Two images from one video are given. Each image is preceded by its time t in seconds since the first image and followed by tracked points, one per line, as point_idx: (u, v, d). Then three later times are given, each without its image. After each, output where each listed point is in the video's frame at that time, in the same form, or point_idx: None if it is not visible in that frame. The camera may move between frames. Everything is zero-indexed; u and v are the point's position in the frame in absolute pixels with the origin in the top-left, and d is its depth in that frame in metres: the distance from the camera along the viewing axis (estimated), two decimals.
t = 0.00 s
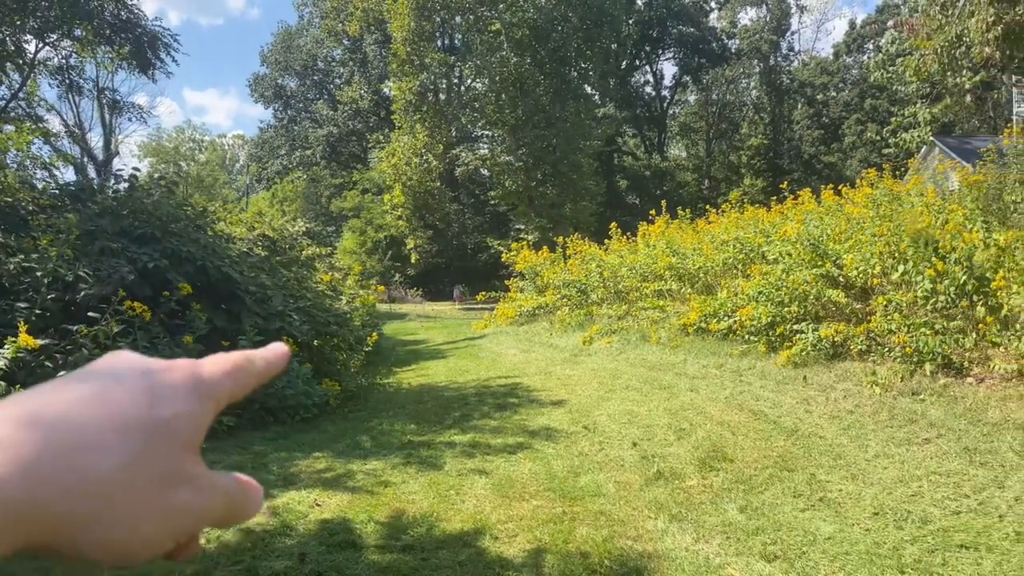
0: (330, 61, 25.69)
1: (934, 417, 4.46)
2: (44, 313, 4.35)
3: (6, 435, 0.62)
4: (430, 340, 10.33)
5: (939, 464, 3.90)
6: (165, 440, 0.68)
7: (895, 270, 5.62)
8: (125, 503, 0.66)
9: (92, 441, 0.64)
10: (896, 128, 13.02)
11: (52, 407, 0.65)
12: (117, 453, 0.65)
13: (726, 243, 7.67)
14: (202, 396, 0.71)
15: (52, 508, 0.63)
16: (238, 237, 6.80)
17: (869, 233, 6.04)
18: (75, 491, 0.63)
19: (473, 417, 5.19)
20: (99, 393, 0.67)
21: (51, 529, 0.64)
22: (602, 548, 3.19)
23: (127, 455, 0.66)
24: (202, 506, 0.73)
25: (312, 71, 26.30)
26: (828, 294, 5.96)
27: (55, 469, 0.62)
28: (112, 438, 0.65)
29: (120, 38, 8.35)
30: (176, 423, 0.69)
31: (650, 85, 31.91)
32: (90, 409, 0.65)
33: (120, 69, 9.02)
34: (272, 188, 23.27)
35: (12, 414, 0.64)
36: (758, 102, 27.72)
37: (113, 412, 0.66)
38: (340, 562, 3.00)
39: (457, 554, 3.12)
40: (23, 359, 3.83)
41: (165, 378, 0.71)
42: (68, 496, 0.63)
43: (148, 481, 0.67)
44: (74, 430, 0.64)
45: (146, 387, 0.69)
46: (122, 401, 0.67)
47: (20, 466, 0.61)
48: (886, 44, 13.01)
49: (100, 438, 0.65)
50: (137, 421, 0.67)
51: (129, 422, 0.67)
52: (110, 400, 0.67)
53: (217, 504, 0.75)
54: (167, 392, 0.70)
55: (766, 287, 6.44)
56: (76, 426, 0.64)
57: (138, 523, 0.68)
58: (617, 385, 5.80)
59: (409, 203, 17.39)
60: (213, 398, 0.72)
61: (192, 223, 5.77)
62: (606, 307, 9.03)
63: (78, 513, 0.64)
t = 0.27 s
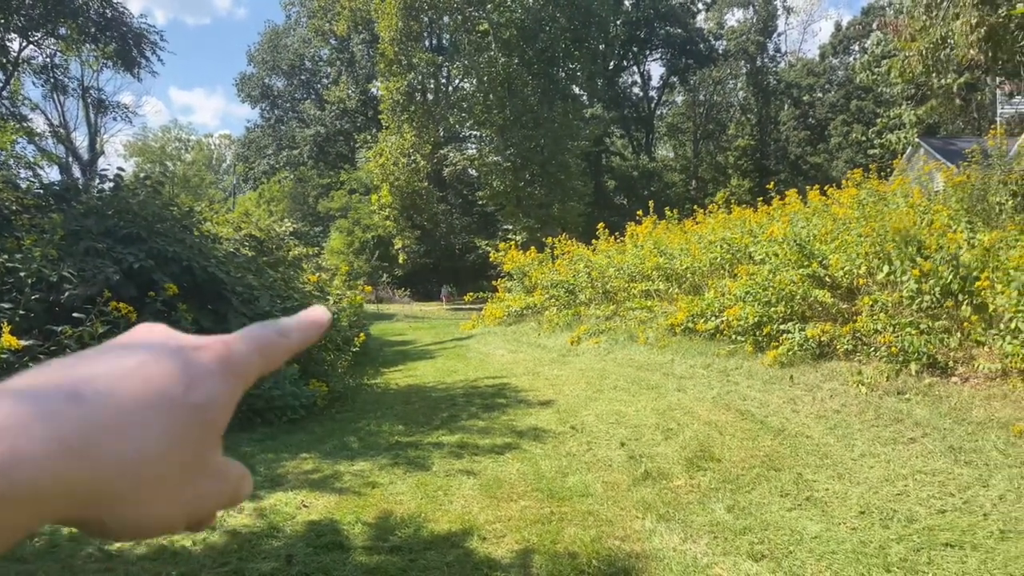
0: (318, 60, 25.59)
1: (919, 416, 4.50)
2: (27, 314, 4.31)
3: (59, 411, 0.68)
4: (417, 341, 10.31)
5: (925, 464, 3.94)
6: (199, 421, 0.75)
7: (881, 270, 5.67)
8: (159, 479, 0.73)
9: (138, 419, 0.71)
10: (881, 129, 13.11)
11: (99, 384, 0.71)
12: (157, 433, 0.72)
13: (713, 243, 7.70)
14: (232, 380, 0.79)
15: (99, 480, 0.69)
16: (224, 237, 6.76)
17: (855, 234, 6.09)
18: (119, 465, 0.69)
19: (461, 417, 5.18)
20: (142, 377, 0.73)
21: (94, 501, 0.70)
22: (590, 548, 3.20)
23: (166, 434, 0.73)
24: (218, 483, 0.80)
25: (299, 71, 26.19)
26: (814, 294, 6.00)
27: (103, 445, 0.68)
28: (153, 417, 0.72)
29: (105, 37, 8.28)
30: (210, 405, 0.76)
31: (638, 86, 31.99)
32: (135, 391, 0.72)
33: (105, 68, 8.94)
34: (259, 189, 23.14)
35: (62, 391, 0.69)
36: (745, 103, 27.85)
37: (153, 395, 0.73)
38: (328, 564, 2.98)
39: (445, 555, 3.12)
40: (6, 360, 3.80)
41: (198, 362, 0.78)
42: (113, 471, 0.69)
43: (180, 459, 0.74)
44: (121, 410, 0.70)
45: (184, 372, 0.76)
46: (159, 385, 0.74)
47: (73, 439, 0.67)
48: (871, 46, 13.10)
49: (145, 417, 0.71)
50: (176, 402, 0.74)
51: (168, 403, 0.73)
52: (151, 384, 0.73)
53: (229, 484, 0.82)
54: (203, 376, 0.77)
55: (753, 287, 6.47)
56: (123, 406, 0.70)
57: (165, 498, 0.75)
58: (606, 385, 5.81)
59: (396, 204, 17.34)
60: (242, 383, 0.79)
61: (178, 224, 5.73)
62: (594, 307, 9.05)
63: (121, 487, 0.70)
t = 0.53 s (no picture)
0: (306, 60, 25.50)
1: (905, 415, 4.54)
2: (12, 313, 4.29)
3: (110, 354, 0.67)
4: (406, 341, 10.29)
5: (910, 462, 3.98)
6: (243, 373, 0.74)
7: (867, 270, 5.70)
8: (203, 435, 0.72)
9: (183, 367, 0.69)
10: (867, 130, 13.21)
11: (146, 331, 0.70)
12: (201, 380, 0.70)
13: (700, 243, 7.74)
14: (276, 331, 0.77)
15: (141, 425, 0.67)
16: (211, 236, 6.73)
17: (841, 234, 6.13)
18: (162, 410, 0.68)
19: (449, 417, 5.18)
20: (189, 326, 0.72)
21: (135, 448, 0.68)
22: (579, 547, 3.21)
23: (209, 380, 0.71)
24: (259, 441, 0.77)
25: (286, 71, 26.08)
26: (801, 293, 6.04)
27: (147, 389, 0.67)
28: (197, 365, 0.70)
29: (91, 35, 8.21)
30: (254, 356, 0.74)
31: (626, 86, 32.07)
32: (178, 337, 0.71)
33: (91, 66, 8.87)
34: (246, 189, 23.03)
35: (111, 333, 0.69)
36: (732, 105, 27.98)
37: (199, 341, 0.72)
38: (316, 564, 2.97)
39: (433, 554, 3.11)
40: None
41: (240, 316, 0.76)
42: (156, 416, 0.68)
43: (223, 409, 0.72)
44: (167, 353, 0.69)
45: (226, 321, 0.74)
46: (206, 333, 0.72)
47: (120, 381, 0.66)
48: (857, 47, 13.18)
49: (189, 364, 0.70)
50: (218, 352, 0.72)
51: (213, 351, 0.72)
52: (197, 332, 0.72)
53: (268, 445, 0.80)
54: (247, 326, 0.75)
55: (740, 286, 6.50)
56: (167, 352, 0.69)
57: (208, 455, 0.73)
58: (594, 384, 5.82)
59: (384, 204, 17.30)
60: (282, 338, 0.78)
61: (165, 223, 5.70)
62: (582, 307, 9.07)
63: (164, 434, 0.69)
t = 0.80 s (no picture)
0: (293, 57, 25.37)
1: (891, 413, 4.57)
2: None
3: (89, 334, 0.78)
4: (393, 340, 10.27)
5: (895, 459, 4.02)
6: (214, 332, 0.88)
7: (853, 268, 5.75)
8: (180, 406, 0.85)
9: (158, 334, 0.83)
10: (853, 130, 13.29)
11: (122, 314, 0.82)
12: (178, 346, 0.84)
13: (687, 242, 7.78)
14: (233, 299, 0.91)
15: (128, 393, 0.80)
16: (198, 234, 6.68)
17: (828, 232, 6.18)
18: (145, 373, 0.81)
19: (437, 415, 5.18)
20: (159, 298, 0.85)
21: (113, 421, 0.81)
22: (568, 544, 3.23)
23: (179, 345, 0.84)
24: (231, 413, 0.92)
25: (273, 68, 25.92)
26: (788, 291, 6.07)
27: (127, 355, 0.80)
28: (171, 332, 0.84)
29: (76, 31, 8.13)
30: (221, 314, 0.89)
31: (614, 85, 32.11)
32: (160, 308, 0.84)
33: (76, 62, 8.78)
34: (233, 187, 22.88)
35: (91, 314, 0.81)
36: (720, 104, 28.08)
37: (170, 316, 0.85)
38: (304, 562, 2.96)
39: (422, 552, 3.11)
40: None
41: (211, 285, 0.90)
42: (141, 379, 0.81)
43: (197, 370, 0.86)
44: (143, 332, 0.81)
45: (196, 291, 0.88)
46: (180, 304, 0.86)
47: (105, 351, 0.78)
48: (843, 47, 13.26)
49: (168, 334, 0.83)
50: (193, 319, 0.85)
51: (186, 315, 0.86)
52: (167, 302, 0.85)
53: (236, 414, 0.94)
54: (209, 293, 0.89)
55: (727, 285, 6.54)
56: (146, 323, 0.82)
57: (185, 420, 0.87)
58: (582, 383, 5.82)
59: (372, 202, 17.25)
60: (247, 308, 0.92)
61: (151, 221, 5.66)
62: (570, 305, 9.08)
63: (143, 402, 0.82)
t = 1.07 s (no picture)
0: (278, 52, 25.23)
1: (873, 408, 4.63)
2: None
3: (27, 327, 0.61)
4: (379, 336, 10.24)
5: (877, 454, 4.07)
6: (169, 340, 0.69)
7: (835, 265, 5.81)
8: (153, 393, 0.67)
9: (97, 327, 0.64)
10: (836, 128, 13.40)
11: (66, 307, 0.65)
12: (126, 340, 0.65)
13: (672, 239, 7.82)
14: (206, 298, 0.73)
15: (83, 386, 0.62)
16: (182, 230, 6.64)
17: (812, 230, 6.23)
18: (89, 368, 0.61)
19: (423, 412, 5.18)
20: (107, 289, 0.69)
21: (77, 418, 0.62)
22: (552, 540, 3.28)
23: (129, 344, 0.65)
24: (213, 392, 0.73)
25: (258, 63, 25.79)
26: (772, 288, 6.13)
27: (68, 346, 0.61)
28: (117, 326, 0.66)
29: (57, 24, 8.04)
30: (180, 320, 0.70)
31: (600, 82, 32.20)
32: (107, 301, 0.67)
33: (58, 56, 8.68)
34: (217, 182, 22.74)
35: (23, 308, 0.64)
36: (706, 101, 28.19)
37: (116, 308, 0.67)
38: (288, 559, 2.96)
39: (407, 549, 3.13)
40: None
41: (171, 276, 0.74)
42: (81, 376, 0.61)
43: (154, 374, 0.67)
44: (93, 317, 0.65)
45: (150, 285, 0.71)
46: (125, 296, 0.68)
47: (51, 335, 0.61)
48: (827, 45, 13.36)
49: (125, 326, 0.66)
50: (143, 314, 0.68)
51: (132, 310, 0.67)
52: (115, 293, 0.68)
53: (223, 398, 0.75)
54: (168, 289, 0.72)
55: (712, 281, 6.58)
56: (86, 312, 0.64)
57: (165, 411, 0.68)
58: (568, 379, 5.85)
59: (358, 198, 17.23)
60: (217, 306, 0.74)
61: (134, 216, 5.61)
62: (556, 302, 9.10)
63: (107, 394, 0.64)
